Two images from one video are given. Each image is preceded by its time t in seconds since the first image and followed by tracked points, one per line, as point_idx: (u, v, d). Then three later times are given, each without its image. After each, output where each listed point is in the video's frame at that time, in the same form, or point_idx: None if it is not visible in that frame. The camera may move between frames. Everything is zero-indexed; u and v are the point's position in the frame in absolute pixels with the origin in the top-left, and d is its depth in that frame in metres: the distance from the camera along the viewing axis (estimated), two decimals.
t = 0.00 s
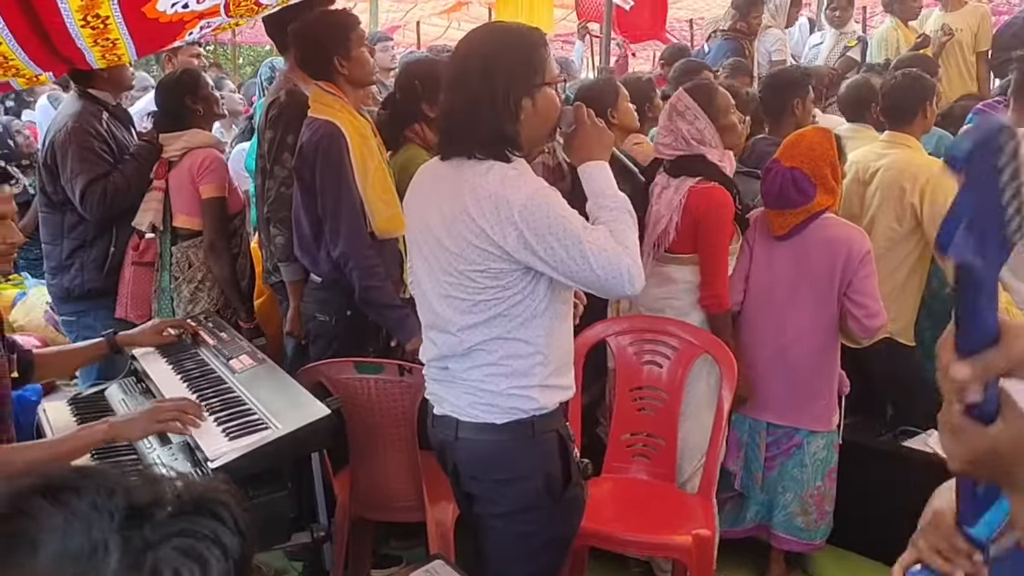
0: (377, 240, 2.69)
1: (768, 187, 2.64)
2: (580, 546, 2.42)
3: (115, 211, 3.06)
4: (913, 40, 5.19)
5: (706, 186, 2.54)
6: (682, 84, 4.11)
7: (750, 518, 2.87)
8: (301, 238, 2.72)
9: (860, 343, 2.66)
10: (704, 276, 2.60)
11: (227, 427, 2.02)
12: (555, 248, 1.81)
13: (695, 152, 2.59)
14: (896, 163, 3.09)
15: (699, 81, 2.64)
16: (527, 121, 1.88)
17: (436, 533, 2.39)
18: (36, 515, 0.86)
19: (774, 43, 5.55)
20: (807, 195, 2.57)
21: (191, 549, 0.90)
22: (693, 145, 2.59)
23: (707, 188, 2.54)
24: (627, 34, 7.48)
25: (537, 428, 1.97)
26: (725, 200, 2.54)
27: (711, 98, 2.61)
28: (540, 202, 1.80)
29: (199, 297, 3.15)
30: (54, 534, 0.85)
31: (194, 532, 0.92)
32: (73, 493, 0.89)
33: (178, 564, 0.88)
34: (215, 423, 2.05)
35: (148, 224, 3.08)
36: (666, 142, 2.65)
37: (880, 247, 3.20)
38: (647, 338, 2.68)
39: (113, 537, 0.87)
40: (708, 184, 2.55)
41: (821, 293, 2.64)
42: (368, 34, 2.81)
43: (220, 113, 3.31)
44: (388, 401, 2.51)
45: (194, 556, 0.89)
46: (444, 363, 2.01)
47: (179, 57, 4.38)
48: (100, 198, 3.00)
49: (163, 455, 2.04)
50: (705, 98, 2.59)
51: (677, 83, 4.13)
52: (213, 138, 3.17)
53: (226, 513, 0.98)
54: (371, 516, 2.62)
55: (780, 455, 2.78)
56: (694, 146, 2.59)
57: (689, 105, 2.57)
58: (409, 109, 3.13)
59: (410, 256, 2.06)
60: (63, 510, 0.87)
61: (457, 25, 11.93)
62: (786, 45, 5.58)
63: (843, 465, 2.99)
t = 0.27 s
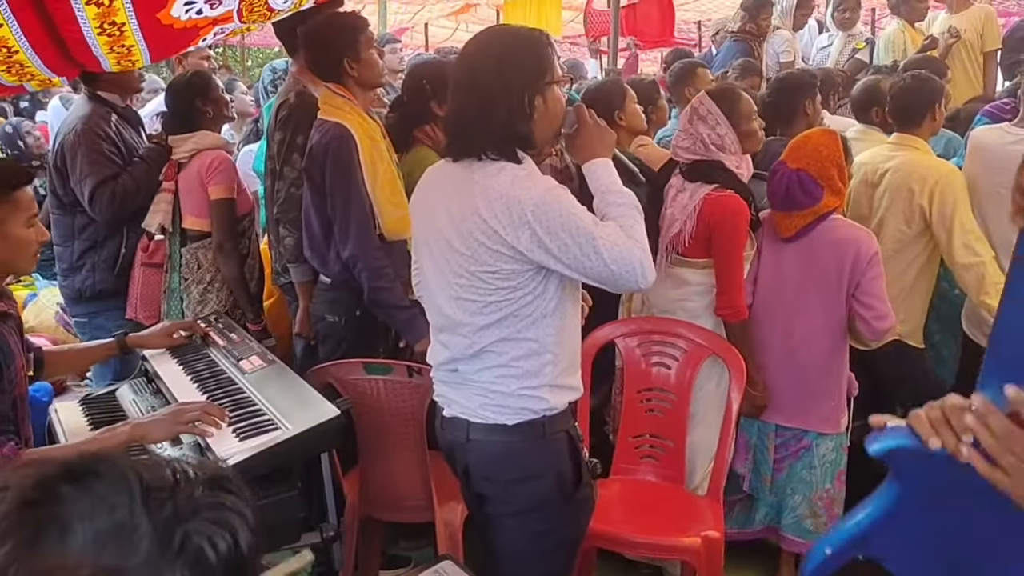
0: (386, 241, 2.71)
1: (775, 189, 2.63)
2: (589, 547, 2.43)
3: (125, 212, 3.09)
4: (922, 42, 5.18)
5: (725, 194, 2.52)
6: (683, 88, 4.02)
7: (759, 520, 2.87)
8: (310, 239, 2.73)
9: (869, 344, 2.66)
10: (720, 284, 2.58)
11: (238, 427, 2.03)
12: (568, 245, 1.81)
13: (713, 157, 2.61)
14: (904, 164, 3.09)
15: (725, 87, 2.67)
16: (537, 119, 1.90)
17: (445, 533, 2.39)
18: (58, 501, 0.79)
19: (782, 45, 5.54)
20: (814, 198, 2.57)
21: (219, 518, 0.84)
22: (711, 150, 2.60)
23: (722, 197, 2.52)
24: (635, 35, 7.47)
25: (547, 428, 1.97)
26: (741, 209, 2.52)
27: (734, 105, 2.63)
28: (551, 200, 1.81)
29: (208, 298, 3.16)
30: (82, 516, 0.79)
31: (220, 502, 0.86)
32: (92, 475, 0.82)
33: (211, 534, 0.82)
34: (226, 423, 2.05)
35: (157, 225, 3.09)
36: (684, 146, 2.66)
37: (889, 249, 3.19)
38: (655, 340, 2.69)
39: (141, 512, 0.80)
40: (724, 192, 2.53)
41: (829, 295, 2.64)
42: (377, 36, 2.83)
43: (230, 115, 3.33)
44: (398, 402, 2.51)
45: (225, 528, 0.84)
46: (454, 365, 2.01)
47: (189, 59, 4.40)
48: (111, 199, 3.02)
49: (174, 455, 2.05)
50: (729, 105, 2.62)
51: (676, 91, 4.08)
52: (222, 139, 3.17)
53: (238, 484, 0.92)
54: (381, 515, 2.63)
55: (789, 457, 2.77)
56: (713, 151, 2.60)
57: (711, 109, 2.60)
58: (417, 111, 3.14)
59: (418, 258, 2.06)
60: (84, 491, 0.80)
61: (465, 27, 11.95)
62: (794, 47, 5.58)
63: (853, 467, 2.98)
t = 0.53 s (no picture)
0: (395, 239, 2.71)
1: (787, 186, 2.62)
2: (600, 546, 2.42)
3: (132, 210, 3.09)
4: (932, 40, 5.17)
5: (736, 194, 2.52)
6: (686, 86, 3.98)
7: (770, 519, 2.86)
8: (320, 237, 2.73)
9: (881, 343, 2.65)
10: (731, 284, 2.57)
11: (248, 424, 2.03)
12: (581, 236, 1.81)
13: (725, 156, 2.59)
14: (915, 162, 3.07)
15: (738, 86, 2.66)
16: (542, 116, 1.89)
17: (455, 531, 2.39)
18: (60, 479, 0.77)
19: (791, 43, 5.52)
20: (826, 195, 2.56)
21: (219, 486, 0.83)
22: (724, 150, 2.59)
23: (734, 197, 2.52)
24: (643, 34, 7.46)
25: (558, 426, 1.97)
26: (752, 208, 2.51)
27: (747, 105, 2.63)
28: (563, 191, 1.81)
29: (217, 296, 3.18)
30: (89, 490, 0.77)
31: (214, 473, 0.85)
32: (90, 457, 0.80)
33: (214, 501, 0.81)
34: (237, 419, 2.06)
35: (167, 223, 3.10)
36: (696, 144, 2.65)
37: (901, 247, 3.18)
38: (666, 338, 2.67)
39: (143, 483, 0.79)
40: (736, 192, 2.53)
41: (842, 292, 2.62)
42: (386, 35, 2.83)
43: (240, 114, 3.33)
44: (408, 399, 2.51)
45: (229, 495, 0.83)
46: (466, 362, 2.01)
47: (198, 59, 4.42)
48: (120, 197, 3.03)
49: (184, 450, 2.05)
50: (743, 105, 2.62)
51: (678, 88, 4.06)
52: (231, 138, 3.19)
53: (228, 460, 0.92)
54: (391, 514, 2.63)
55: (801, 456, 2.75)
56: (725, 151, 2.59)
57: (723, 108, 2.58)
58: (425, 109, 3.14)
59: (428, 256, 2.06)
60: (83, 468, 0.79)
61: (473, 27, 11.96)
62: (803, 45, 5.56)
63: (865, 466, 2.97)
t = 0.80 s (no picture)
0: (409, 242, 2.72)
1: (803, 189, 2.63)
2: (611, 548, 2.43)
3: (143, 210, 3.11)
4: (945, 43, 5.16)
5: (749, 197, 2.53)
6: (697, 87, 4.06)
7: (782, 523, 2.86)
8: (335, 239, 2.75)
9: (894, 347, 2.64)
10: (743, 287, 2.58)
11: (264, 425, 2.05)
12: (593, 239, 1.82)
13: (739, 160, 2.60)
14: (930, 165, 3.07)
15: (752, 88, 2.64)
16: (555, 120, 1.90)
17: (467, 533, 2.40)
18: (81, 464, 0.72)
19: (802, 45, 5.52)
20: (843, 199, 2.56)
21: (231, 479, 0.78)
22: (738, 153, 2.60)
23: (748, 199, 2.53)
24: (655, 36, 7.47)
25: (571, 429, 1.98)
26: (767, 211, 2.52)
27: (762, 106, 2.60)
28: (575, 195, 1.82)
29: (231, 298, 3.20)
30: (115, 466, 0.71)
31: (221, 468, 0.80)
32: (108, 447, 0.75)
33: (229, 488, 0.76)
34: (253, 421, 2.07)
35: (181, 225, 3.11)
36: (709, 148, 2.65)
37: (914, 251, 3.17)
38: (679, 340, 2.68)
39: (160, 465, 0.73)
40: (749, 195, 2.54)
41: (856, 295, 2.63)
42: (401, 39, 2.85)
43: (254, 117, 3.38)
44: (422, 401, 2.53)
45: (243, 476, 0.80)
46: (478, 364, 2.03)
47: (213, 62, 4.46)
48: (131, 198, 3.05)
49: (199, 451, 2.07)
50: (757, 108, 2.59)
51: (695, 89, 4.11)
52: (246, 141, 3.22)
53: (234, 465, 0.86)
54: (403, 515, 2.65)
55: (813, 459, 2.75)
56: (739, 154, 2.59)
57: (738, 112, 2.58)
58: (439, 112, 3.16)
59: (442, 259, 2.08)
60: (100, 457, 0.73)
61: (485, 28, 12.00)
62: (814, 47, 5.56)
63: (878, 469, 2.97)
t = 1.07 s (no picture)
0: (429, 243, 2.73)
1: (824, 191, 2.62)
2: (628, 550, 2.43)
3: (162, 206, 3.15)
4: (967, 45, 5.12)
5: (769, 199, 2.53)
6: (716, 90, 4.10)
7: (800, 527, 2.85)
8: (354, 239, 2.77)
9: (914, 351, 2.63)
10: (762, 291, 2.58)
11: (283, 423, 2.07)
12: (608, 242, 1.82)
13: (759, 161, 2.59)
14: (952, 168, 3.04)
15: (771, 90, 2.64)
16: (574, 121, 1.91)
17: (484, 532, 2.41)
18: (101, 445, 0.72)
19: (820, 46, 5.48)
20: (864, 202, 2.55)
21: (241, 470, 0.79)
22: (758, 155, 2.59)
23: (768, 201, 2.52)
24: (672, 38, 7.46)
25: (586, 429, 1.98)
26: (787, 212, 2.51)
27: (780, 108, 2.60)
28: (591, 198, 1.82)
29: (249, 297, 3.21)
30: (137, 447, 0.72)
31: (232, 458, 0.81)
32: (122, 434, 0.75)
33: (238, 479, 0.77)
34: (271, 418, 2.09)
35: (201, 224, 3.15)
36: (729, 150, 2.64)
37: (935, 255, 3.15)
38: (697, 343, 2.68)
39: (176, 451, 0.74)
40: (770, 196, 2.54)
41: (876, 299, 2.61)
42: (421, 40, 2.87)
43: (276, 119, 3.42)
44: (440, 401, 2.54)
45: (247, 466, 0.81)
46: (494, 365, 2.04)
47: (234, 63, 4.50)
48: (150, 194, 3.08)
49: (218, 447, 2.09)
50: (775, 110, 2.59)
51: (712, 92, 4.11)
52: (268, 141, 3.23)
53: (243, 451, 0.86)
54: (420, 515, 2.66)
55: (831, 463, 2.74)
56: (759, 156, 2.59)
57: (756, 113, 2.58)
58: (458, 113, 3.17)
59: (461, 260, 2.10)
60: (123, 440, 0.73)
61: (502, 30, 12.03)
62: (833, 49, 5.53)
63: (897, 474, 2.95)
